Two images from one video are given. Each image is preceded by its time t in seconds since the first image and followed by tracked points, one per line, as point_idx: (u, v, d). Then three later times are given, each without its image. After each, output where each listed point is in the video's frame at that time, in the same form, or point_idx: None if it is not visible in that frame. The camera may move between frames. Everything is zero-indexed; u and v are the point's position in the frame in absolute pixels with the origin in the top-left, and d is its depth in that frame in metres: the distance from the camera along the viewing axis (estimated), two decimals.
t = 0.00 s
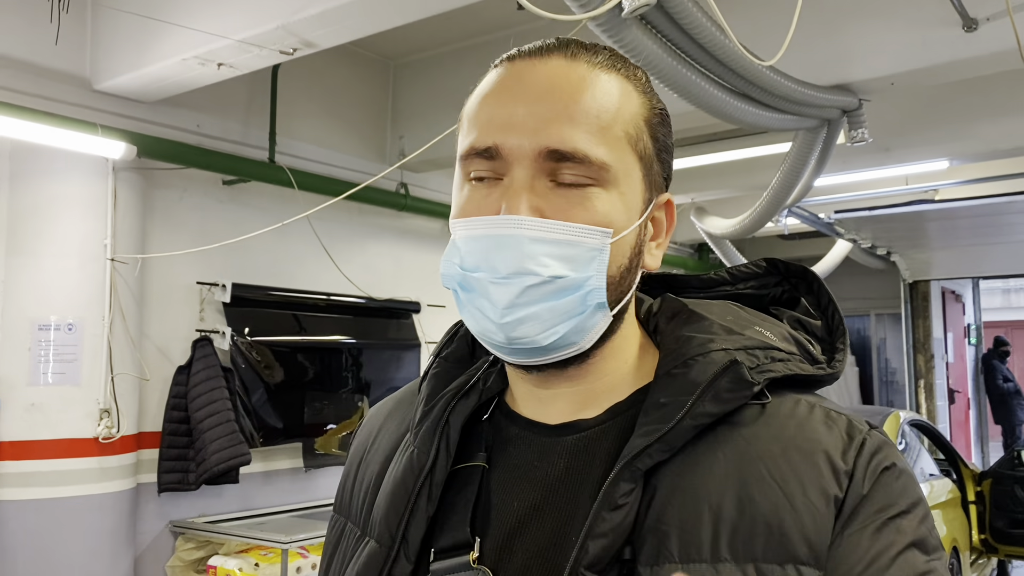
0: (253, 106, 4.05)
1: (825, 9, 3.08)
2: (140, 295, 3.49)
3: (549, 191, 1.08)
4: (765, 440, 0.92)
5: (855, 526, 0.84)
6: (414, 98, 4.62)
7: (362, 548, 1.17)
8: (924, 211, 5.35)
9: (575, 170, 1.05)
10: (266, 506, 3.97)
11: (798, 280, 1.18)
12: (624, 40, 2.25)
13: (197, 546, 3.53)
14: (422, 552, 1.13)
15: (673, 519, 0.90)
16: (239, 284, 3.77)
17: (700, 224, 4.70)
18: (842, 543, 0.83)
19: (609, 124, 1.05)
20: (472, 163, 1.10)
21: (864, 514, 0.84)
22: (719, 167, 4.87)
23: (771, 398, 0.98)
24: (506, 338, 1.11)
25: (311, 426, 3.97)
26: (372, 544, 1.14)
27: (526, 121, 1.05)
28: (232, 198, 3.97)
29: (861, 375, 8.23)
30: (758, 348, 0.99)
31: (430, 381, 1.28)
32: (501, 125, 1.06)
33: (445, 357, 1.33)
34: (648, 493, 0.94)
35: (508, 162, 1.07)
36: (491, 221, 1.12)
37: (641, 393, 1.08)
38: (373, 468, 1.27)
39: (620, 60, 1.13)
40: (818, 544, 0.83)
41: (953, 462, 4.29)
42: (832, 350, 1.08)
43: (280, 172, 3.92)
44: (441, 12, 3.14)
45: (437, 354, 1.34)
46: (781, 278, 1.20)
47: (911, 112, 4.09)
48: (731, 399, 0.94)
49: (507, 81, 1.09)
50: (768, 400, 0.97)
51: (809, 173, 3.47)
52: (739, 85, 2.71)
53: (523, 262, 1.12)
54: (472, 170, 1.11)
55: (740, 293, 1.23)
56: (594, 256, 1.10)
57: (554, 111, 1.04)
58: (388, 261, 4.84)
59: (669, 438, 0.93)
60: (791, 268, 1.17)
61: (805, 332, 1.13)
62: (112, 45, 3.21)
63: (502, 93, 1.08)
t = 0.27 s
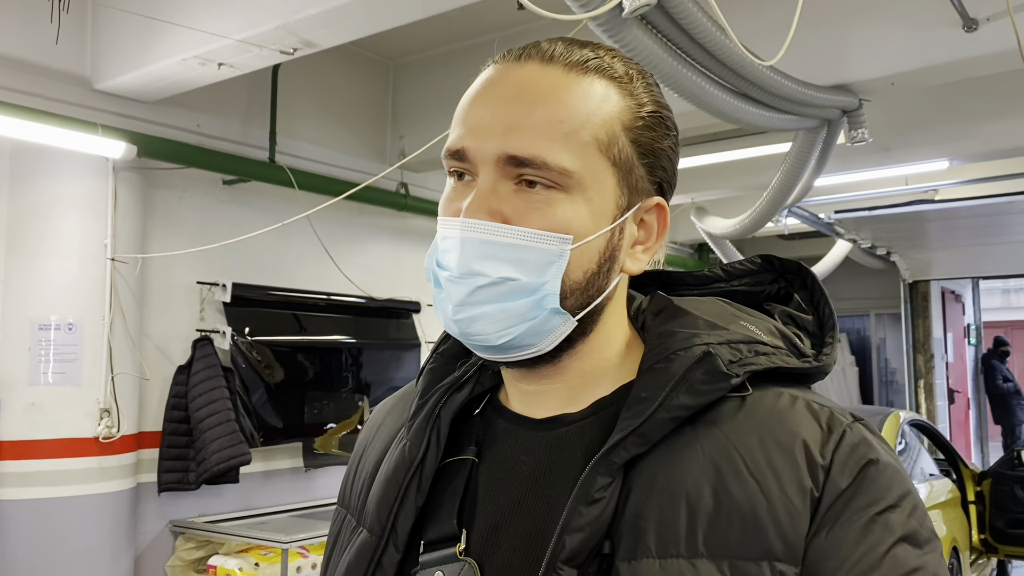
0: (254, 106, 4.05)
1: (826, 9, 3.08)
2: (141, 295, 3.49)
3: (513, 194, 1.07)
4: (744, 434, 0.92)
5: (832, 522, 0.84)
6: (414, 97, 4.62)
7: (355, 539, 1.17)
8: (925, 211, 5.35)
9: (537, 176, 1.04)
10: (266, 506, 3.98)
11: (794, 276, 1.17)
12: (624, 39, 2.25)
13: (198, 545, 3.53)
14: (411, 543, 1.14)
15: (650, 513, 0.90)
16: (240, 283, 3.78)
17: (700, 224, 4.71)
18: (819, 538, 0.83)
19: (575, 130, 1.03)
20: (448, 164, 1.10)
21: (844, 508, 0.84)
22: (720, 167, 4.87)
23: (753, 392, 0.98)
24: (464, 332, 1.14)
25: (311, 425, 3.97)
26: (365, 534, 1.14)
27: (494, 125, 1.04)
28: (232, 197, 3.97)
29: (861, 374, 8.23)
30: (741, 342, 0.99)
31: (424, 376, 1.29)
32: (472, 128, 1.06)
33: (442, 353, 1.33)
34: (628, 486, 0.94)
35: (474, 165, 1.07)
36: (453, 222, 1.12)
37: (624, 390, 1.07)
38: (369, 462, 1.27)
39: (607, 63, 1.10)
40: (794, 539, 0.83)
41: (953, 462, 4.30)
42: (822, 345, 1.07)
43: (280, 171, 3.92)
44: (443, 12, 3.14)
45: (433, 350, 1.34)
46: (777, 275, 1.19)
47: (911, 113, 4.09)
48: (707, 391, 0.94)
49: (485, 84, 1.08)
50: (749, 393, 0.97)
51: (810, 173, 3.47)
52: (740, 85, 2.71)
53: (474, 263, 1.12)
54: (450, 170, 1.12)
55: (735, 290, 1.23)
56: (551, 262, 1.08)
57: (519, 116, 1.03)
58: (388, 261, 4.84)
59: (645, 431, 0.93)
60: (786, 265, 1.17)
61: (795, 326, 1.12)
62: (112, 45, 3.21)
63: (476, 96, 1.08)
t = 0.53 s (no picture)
0: (254, 106, 4.06)
1: (827, 10, 3.09)
2: (142, 295, 3.49)
3: (549, 198, 1.08)
4: (741, 429, 0.92)
5: (831, 513, 0.83)
6: (415, 98, 4.62)
7: (354, 538, 1.17)
8: (925, 212, 5.35)
9: (574, 178, 1.05)
10: (266, 506, 3.98)
11: (790, 274, 1.17)
12: (625, 40, 2.25)
13: (198, 545, 3.53)
14: (410, 541, 1.14)
15: (650, 510, 0.90)
16: (240, 283, 3.77)
17: (701, 225, 4.71)
18: (818, 531, 0.83)
19: (604, 132, 1.05)
20: (470, 171, 1.09)
21: (842, 500, 0.84)
22: (720, 167, 4.87)
23: (749, 390, 0.97)
24: (513, 341, 1.11)
25: (312, 425, 3.97)
26: (363, 533, 1.14)
27: (526, 130, 1.04)
28: (232, 197, 3.97)
29: (861, 375, 8.23)
30: (738, 341, 0.99)
31: (424, 375, 1.29)
32: (500, 134, 1.06)
33: (441, 353, 1.33)
34: (626, 484, 0.94)
35: (509, 170, 1.06)
36: (494, 228, 1.12)
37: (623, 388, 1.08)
38: (369, 462, 1.27)
39: (609, 63, 1.13)
40: (794, 532, 0.83)
41: (954, 462, 4.30)
42: (818, 344, 1.07)
43: (281, 172, 3.92)
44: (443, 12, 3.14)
45: (432, 350, 1.34)
46: (773, 273, 1.19)
47: (911, 113, 4.10)
48: (704, 389, 0.93)
49: (505, 87, 1.07)
50: (745, 392, 0.97)
51: (810, 174, 3.47)
52: (740, 85, 2.71)
53: (528, 267, 1.13)
54: (470, 178, 1.11)
55: (732, 289, 1.23)
56: (594, 261, 1.11)
57: (552, 120, 1.04)
58: (388, 261, 4.84)
59: (642, 429, 0.93)
60: (782, 263, 1.17)
61: (792, 325, 1.12)
62: (113, 45, 3.21)
63: (500, 100, 1.07)
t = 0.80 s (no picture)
0: (255, 106, 4.06)
1: (827, 10, 3.09)
2: (142, 295, 3.49)
3: (507, 203, 1.07)
4: (740, 432, 0.92)
5: (837, 515, 0.83)
6: (415, 98, 4.62)
7: (350, 542, 1.18)
8: (926, 212, 5.34)
9: (530, 184, 1.04)
10: (267, 506, 3.98)
11: (784, 269, 1.17)
12: (626, 40, 2.25)
13: (198, 546, 3.54)
14: (405, 546, 1.14)
15: (653, 514, 0.90)
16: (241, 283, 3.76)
17: (701, 225, 4.71)
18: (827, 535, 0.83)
19: (565, 136, 1.03)
20: (435, 175, 1.10)
21: (849, 501, 0.84)
22: (721, 167, 4.87)
23: (746, 388, 0.99)
24: (464, 345, 1.14)
25: (312, 425, 3.97)
26: (359, 538, 1.15)
27: (483, 135, 1.04)
28: (233, 197, 3.98)
29: (862, 375, 8.23)
30: (734, 339, 0.99)
31: (418, 378, 1.28)
32: (459, 139, 1.06)
33: (434, 356, 1.32)
34: (628, 488, 0.94)
35: (466, 175, 1.06)
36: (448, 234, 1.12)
37: (619, 391, 1.08)
38: (363, 465, 1.27)
39: (588, 65, 1.11)
40: (799, 534, 0.83)
41: (954, 462, 4.30)
42: (814, 340, 1.08)
43: (281, 172, 3.91)
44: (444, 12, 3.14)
45: (426, 352, 1.34)
46: (767, 269, 1.19)
47: (912, 113, 4.09)
48: (702, 390, 0.94)
49: (471, 93, 1.08)
50: (744, 390, 0.98)
51: (810, 174, 3.47)
52: (741, 85, 2.71)
53: (474, 274, 1.13)
54: (438, 182, 1.12)
55: (726, 285, 1.23)
56: (549, 267, 1.08)
57: (509, 124, 1.03)
58: (389, 261, 4.84)
59: (642, 433, 0.93)
60: (775, 258, 1.17)
61: (787, 321, 1.12)
62: (114, 45, 3.21)
63: (466, 105, 1.07)
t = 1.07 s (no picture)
0: (256, 106, 4.06)
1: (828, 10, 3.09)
2: (144, 295, 3.50)
3: (468, 211, 1.07)
4: (735, 440, 0.92)
5: (836, 519, 0.84)
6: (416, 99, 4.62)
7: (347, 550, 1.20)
8: (927, 213, 5.34)
9: (488, 191, 1.04)
10: (267, 507, 3.98)
11: (783, 264, 1.17)
12: (627, 41, 2.25)
13: (199, 546, 3.53)
14: (399, 554, 1.15)
15: (652, 526, 0.90)
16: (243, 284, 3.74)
17: (702, 226, 4.71)
18: (834, 544, 0.83)
19: (520, 141, 1.03)
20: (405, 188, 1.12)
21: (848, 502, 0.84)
22: (723, 167, 4.87)
23: (738, 391, 0.98)
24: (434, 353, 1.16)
25: (312, 426, 3.97)
26: (352, 547, 1.16)
27: (439, 144, 1.05)
28: (234, 198, 3.98)
29: (862, 375, 8.23)
30: (728, 341, 1.00)
31: (416, 385, 1.29)
32: (418, 150, 1.07)
33: (432, 361, 1.32)
34: (625, 499, 0.94)
35: (427, 185, 1.07)
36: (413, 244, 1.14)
37: (614, 394, 1.07)
38: (363, 472, 1.28)
39: (551, 65, 1.10)
40: (799, 545, 0.84)
41: (955, 463, 4.29)
42: (812, 338, 1.09)
43: (282, 173, 3.91)
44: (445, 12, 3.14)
45: (426, 358, 1.34)
46: (766, 263, 1.19)
47: (914, 114, 4.09)
48: (689, 398, 0.94)
49: (431, 104, 1.09)
50: (736, 392, 0.98)
51: (811, 175, 3.47)
52: (742, 86, 2.71)
53: (433, 283, 1.14)
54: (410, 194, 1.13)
55: (724, 282, 1.23)
56: (510, 274, 1.08)
57: (463, 133, 1.04)
58: (389, 262, 4.84)
59: (633, 444, 0.93)
60: (774, 252, 1.17)
61: (785, 318, 1.13)
62: (115, 45, 3.22)
63: (427, 115, 1.08)
